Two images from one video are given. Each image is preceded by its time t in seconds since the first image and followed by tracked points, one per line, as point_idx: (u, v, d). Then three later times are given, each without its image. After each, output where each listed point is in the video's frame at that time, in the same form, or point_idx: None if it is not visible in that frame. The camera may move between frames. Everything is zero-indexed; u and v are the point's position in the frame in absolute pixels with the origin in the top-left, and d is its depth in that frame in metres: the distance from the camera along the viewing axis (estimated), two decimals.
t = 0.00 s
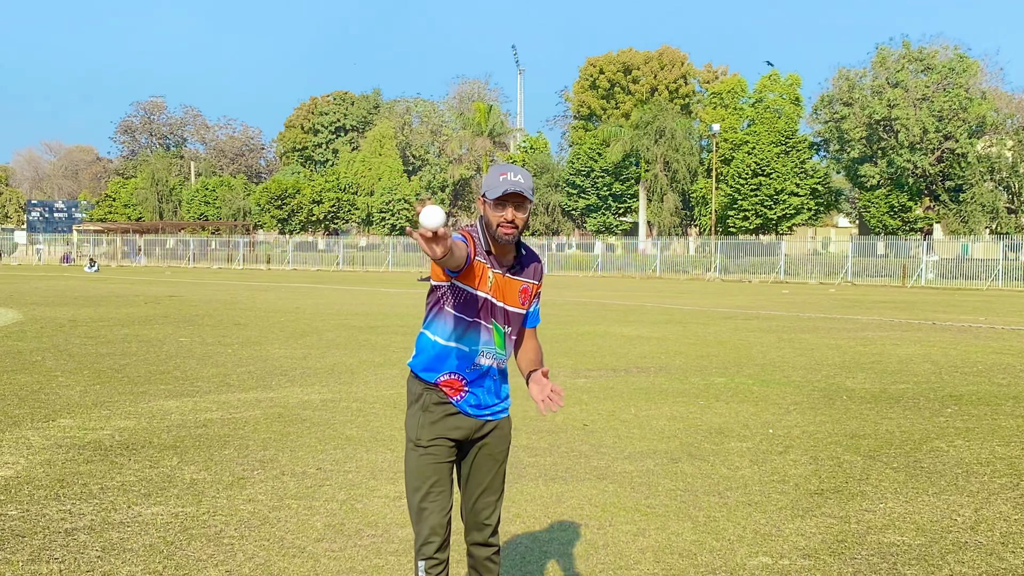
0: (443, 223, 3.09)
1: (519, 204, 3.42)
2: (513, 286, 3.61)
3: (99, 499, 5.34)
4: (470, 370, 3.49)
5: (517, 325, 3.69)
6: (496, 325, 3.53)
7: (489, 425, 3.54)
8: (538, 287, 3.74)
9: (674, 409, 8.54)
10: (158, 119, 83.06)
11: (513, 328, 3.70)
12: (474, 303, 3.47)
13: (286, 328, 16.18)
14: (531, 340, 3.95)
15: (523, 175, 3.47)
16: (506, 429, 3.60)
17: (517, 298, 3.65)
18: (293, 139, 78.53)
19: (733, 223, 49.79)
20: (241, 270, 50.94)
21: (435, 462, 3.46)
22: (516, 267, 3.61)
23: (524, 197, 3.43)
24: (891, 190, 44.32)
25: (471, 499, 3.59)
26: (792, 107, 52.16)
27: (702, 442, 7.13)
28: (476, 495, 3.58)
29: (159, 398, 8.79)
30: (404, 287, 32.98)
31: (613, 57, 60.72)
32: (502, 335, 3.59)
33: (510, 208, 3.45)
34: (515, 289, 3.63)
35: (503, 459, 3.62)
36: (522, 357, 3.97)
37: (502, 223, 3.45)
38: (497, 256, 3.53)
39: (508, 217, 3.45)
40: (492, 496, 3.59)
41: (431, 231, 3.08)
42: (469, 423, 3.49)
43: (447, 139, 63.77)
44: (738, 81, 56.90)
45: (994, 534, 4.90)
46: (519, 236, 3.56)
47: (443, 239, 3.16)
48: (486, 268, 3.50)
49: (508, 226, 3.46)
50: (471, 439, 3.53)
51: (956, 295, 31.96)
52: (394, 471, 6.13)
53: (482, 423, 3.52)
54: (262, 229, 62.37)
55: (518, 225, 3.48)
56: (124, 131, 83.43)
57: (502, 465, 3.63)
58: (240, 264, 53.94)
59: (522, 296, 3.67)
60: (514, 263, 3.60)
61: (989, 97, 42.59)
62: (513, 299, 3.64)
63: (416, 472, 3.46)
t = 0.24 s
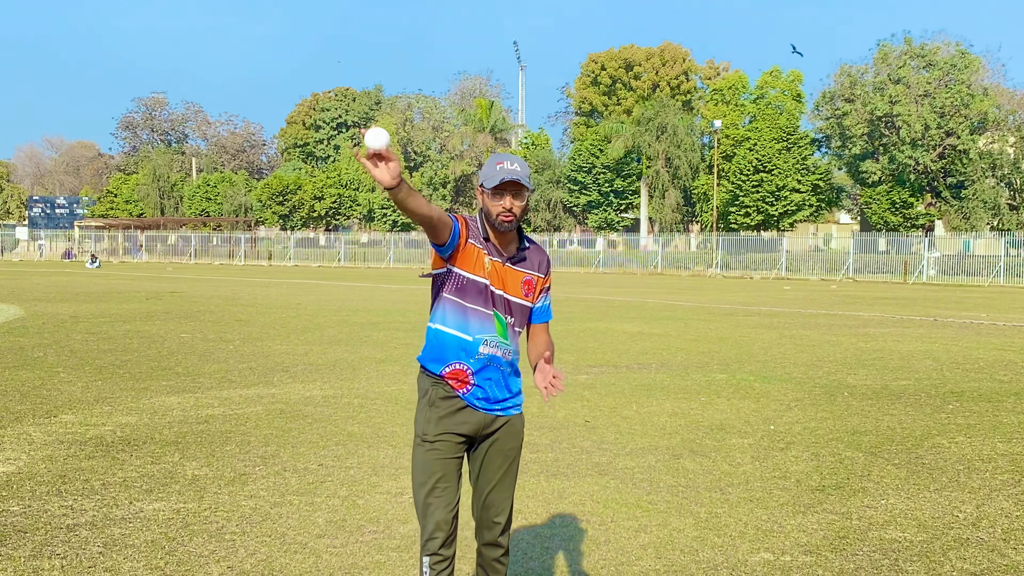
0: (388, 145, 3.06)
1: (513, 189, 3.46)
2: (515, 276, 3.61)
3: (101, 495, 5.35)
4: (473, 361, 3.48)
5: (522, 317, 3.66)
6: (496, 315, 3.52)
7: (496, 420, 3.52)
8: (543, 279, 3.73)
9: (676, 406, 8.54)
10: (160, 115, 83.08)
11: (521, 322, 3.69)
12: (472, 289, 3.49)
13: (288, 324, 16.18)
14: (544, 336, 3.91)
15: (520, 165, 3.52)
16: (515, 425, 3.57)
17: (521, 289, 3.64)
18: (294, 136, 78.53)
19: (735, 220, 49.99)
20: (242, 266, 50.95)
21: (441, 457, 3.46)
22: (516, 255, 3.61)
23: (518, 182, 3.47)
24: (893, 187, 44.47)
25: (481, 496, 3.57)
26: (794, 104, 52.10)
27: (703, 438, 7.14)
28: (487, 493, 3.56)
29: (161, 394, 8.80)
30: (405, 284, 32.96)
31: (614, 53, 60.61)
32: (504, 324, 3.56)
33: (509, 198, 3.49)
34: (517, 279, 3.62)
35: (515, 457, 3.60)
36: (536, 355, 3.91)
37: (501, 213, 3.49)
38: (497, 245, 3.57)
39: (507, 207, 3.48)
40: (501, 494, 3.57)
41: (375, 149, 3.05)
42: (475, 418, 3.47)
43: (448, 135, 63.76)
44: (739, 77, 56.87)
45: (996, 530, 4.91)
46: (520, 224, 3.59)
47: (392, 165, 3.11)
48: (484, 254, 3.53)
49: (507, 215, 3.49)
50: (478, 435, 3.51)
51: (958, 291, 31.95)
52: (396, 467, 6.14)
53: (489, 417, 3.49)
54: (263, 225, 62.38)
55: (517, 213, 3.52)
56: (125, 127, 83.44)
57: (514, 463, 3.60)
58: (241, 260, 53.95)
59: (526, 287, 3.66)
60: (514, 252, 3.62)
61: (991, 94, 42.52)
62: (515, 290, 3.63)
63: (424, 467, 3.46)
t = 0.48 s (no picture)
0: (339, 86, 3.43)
1: (510, 186, 3.43)
2: (515, 273, 3.55)
3: (102, 492, 5.35)
4: (466, 351, 3.45)
5: (522, 314, 3.56)
6: (490, 306, 3.49)
7: (494, 416, 3.48)
8: (549, 279, 3.62)
9: (676, 402, 8.55)
10: (161, 112, 83.13)
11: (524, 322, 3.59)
12: (466, 279, 3.51)
13: (289, 321, 16.19)
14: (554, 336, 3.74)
15: (525, 165, 3.47)
16: (516, 424, 3.51)
17: (520, 285, 3.56)
18: (296, 133, 78.55)
19: (736, 217, 49.98)
20: (243, 263, 50.96)
21: (440, 451, 3.48)
22: (517, 253, 3.55)
23: (516, 178, 3.43)
24: (894, 184, 44.54)
25: (484, 493, 3.56)
26: (795, 101, 52.07)
27: (704, 435, 7.14)
28: (489, 489, 3.55)
29: (162, 391, 8.80)
30: (406, 281, 32.95)
31: (616, 50, 60.53)
32: (499, 316, 3.50)
33: (510, 199, 3.47)
34: (517, 277, 3.55)
35: (519, 457, 3.55)
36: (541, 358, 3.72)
37: (502, 213, 3.47)
38: (499, 242, 3.54)
39: (508, 208, 3.46)
40: (503, 491, 3.54)
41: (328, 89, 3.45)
42: (471, 411, 3.46)
43: (449, 133, 63.76)
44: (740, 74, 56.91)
45: (997, 527, 4.90)
46: (527, 222, 3.55)
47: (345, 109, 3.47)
48: (481, 247, 3.53)
49: (509, 215, 3.47)
50: (478, 430, 3.50)
51: (959, 288, 31.89)
52: (397, 464, 6.14)
53: (485, 412, 3.47)
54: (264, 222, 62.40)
55: (519, 214, 3.49)
56: (127, 124, 83.49)
57: (518, 462, 3.55)
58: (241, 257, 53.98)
59: (527, 284, 3.57)
60: (516, 251, 3.56)
61: (992, 91, 42.47)
62: (515, 286, 3.55)
63: (424, 460, 3.48)
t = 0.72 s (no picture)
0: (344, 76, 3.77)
1: (507, 181, 3.42)
2: (513, 268, 3.51)
3: (103, 489, 5.35)
4: (463, 342, 3.47)
5: (518, 309, 3.53)
6: (485, 299, 3.49)
7: (491, 412, 3.47)
8: (548, 277, 3.54)
9: (677, 399, 8.55)
10: (161, 109, 83.08)
11: (524, 319, 3.55)
12: (463, 270, 3.53)
13: (289, 319, 16.19)
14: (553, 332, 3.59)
15: (525, 163, 3.44)
16: (515, 423, 3.49)
17: (517, 280, 3.51)
18: (296, 130, 78.60)
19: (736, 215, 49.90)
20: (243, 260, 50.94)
21: (440, 447, 3.49)
22: (515, 250, 3.52)
23: (513, 173, 3.42)
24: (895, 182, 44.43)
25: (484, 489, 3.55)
26: (795, 98, 52.06)
27: (704, 432, 7.14)
28: (488, 486, 3.54)
29: (163, 388, 8.81)
30: (406, 278, 32.93)
31: (616, 47, 60.48)
32: (496, 311, 3.51)
33: (510, 196, 3.46)
34: (514, 272, 3.51)
35: (518, 454, 3.53)
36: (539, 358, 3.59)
37: (503, 210, 3.47)
38: (500, 239, 3.53)
39: (508, 205, 3.45)
40: (502, 490, 3.52)
41: (337, 80, 3.80)
42: (468, 406, 3.46)
43: (450, 130, 63.77)
44: (740, 72, 56.96)
45: (997, 524, 4.91)
46: (528, 220, 3.53)
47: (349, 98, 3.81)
48: (481, 241, 3.53)
49: (510, 213, 3.47)
50: (477, 426, 3.50)
51: (960, 285, 31.89)
52: (397, 461, 6.14)
53: (481, 407, 3.46)
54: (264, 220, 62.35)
55: (520, 212, 3.48)
56: (127, 122, 83.43)
57: (518, 460, 3.53)
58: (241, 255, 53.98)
59: (523, 280, 3.52)
60: (516, 247, 3.52)
61: (993, 88, 42.45)
62: (512, 283, 3.50)
63: (424, 453, 3.50)
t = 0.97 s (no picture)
0: (400, 45, 3.85)
1: (500, 173, 3.43)
2: (511, 261, 3.50)
3: (102, 488, 5.36)
4: (465, 336, 3.46)
5: (518, 301, 3.52)
6: (486, 291, 3.48)
7: (492, 410, 3.46)
8: (546, 267, 3.54)
9: (676, 398, 8.54)
10: (160, 108, 83.03)
11: (526, 311, 3.55)
12: (462, 265, 3.53)
13: (288, 318, 16.18)
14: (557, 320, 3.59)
15: (515, 156, 3.47)
16: (517, 420, 3.49)
17: (515, 272, 3.51)
18: (295, 129, 78.58)
19: (736, 213, 49.79)
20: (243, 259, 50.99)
21: (442, 447, 3.48)
22: (512, 242, 3.52)
23: (505, 164, 3.42)
24: (895, 180, 44.08)
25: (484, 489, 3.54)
26: (795, 97, 52.00)
27: (704, 431, 7.13)
28: (490, 486, 3.53)
29: (161, 387, 8.80)
30: (406, 276, 32.95)
31: (615, 46, 60.44)
32: (497, 303, 3.50)
33: (502, 187, 3.47)
34: (512, 265, 3.50)
35: (520, 453, 3.52)
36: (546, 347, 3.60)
37: (496, 203, 3.49)
38: (496, 232, 3.55)
39: (501, 197, 3.47)
40: (502, 488, 3.52)
41: (391, 45, 3.91)
42: (468, 404, 3.46)
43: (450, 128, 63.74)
44: (740, 70, 56.88)
45: (996, 523, 4.91)
46: (522, 212, 3.55)
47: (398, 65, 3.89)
48: (480, 235, 3.54)
49: (502, 206, 3.49)
50: (480, 425, 3.48)
51: (959, 284, 31.90)
52: (396, 460, 6.13)
53: (482, 406, 3.45)
54: (264, 219, 62.32)
55: (513, 203, 3.49)
56: (126, 121, 83.39)
57: (518, 458, 3.53)
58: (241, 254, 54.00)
59: (522, 270, 3.51)
60: (512, 239, 3.53)
61: (992, 86, 42.42)
62: (510, 274, 3.50)
63: (426, 454, 3.49)
